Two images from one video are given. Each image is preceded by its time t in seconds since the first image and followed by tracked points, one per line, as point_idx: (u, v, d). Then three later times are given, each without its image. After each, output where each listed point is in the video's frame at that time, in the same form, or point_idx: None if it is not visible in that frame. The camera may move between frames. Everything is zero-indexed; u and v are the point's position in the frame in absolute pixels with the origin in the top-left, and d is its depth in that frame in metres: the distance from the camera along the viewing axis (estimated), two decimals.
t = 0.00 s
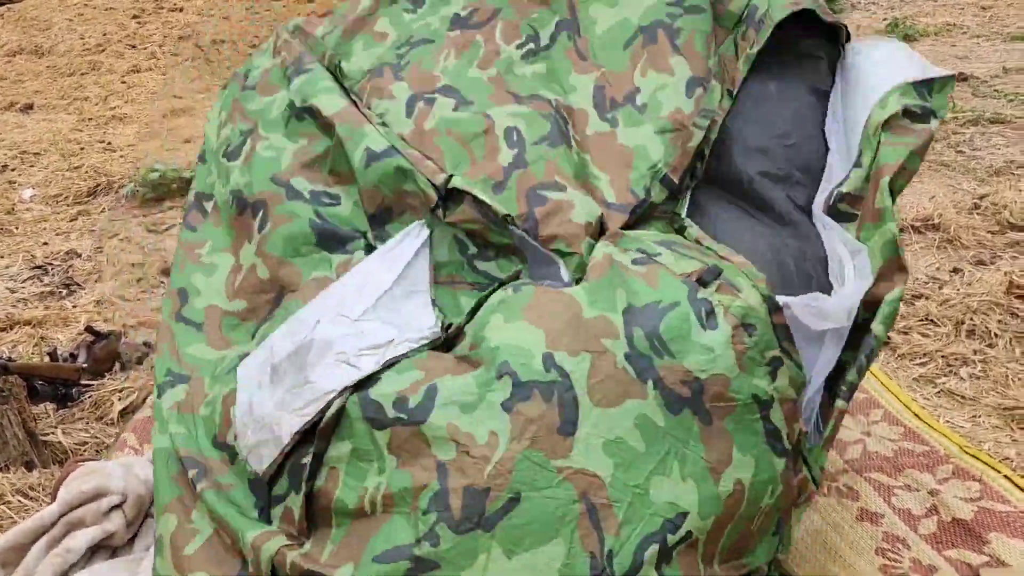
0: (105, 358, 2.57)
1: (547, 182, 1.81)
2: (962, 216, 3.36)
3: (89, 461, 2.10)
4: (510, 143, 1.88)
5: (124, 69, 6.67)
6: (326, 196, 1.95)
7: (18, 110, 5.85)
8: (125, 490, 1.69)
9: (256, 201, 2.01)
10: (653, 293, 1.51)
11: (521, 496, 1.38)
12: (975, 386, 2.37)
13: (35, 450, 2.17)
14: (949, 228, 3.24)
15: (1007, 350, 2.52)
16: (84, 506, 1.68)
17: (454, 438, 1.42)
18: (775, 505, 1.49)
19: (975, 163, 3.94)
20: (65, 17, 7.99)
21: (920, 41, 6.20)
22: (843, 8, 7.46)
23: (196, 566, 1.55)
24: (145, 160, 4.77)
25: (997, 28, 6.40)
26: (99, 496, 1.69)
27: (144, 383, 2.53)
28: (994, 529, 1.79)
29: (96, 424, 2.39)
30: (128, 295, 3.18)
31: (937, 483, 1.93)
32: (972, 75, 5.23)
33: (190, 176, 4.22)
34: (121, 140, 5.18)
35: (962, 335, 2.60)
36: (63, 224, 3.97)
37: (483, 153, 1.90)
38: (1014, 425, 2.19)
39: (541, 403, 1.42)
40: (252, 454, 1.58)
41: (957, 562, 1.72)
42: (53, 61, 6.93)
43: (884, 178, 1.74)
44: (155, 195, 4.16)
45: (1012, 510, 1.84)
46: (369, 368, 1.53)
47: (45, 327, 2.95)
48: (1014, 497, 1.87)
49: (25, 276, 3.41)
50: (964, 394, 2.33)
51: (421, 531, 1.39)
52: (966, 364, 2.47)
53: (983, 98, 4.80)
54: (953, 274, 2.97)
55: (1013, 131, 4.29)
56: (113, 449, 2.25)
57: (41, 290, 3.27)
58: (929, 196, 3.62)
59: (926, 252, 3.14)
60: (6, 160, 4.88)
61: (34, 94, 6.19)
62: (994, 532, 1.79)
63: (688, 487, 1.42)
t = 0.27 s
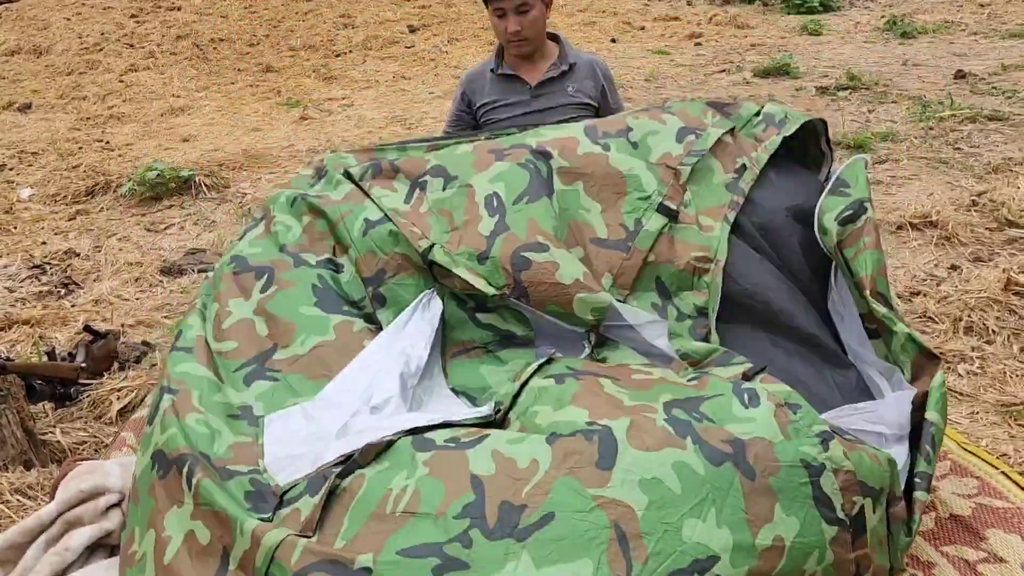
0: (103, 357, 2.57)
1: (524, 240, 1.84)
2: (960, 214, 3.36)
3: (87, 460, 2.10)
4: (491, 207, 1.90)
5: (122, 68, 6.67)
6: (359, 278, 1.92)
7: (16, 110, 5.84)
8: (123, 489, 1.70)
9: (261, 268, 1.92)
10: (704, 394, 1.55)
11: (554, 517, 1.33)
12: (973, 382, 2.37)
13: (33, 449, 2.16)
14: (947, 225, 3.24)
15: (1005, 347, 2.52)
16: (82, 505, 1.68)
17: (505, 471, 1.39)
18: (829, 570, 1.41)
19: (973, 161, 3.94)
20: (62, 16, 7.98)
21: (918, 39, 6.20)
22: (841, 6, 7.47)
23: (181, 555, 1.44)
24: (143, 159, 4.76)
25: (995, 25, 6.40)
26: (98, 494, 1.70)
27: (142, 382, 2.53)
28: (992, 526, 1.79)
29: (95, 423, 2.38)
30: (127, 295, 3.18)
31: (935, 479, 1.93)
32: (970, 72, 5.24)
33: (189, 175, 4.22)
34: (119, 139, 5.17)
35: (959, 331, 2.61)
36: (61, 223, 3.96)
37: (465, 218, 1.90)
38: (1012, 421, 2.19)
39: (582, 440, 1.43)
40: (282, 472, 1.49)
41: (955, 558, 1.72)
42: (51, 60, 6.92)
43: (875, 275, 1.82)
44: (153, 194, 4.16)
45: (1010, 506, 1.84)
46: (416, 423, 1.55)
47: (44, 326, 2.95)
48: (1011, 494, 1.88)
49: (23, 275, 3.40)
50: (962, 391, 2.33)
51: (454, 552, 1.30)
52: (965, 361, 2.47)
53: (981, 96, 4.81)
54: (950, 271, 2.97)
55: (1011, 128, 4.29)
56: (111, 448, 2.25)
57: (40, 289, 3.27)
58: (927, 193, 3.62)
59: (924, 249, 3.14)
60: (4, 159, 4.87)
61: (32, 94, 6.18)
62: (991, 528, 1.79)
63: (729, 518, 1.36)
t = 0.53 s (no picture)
0: (102, 357, 2.57)
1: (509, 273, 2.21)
2: (959, 211, 3.37)
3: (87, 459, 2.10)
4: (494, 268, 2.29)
5: (121, 68, 6.66)
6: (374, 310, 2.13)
7: (15, 110, 5.83)
8: (123, 488, 1.71)
9: (309, 290, 2.23)
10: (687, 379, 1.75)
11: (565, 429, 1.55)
12: (972, 379, 2.37)
13: (32, 449, 2.16)
14: (946, 223, 3.24)
15: (1004, 344, 2.53)
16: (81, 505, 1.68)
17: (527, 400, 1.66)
18: (819, 472, 1.54)
19: (972, 158, 3.94)
20: (60, 16, 7.97)
21: (917, 36, 6.20)
22: (840, 3, 7.46)
23: (230, 454, 1.70)
24: (142, 159, 4.76)
25: (994, 22, 6.40)
26: (97, 494, 1.69)
27: (141, 382, 2.54)
28: (990, 523, 1.79)
29: (94, 423, 2.38)
30: (126, 295, 3.18)
31: (934, 477, 1.93)
32: (969, 70, 5.24)
33: (188, 175, 4.23)
34: (117, 139, 5.17)
35: (958, 329, 2.61)
36: (60, 224, 3.96)
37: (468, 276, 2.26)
38: (1011, 418, 2.19)
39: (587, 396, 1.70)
40: (348, 380, 1.80)
41: (953, 555, 1.72)
42: (49, 60, 6.91)
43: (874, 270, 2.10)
44: (152, 193, 4.16)
45: (1008, 503, 1.84)
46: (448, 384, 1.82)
47: (42, 326, 2.95)
48: (1010, 491, 1.87)
49: (22, 275, 3.40)
50: (961, 388, 2.33)
51: (477, 442, 1.56)
52: (963, 358, 2.47)
53: (980, 93, 4.80)
54: (949, 268, 2.98)
55: (1010, 125, 4.29)
56: (111, 447, 2.25)
57: (38, 289, 3.26)
58: (926, 190, 3.63)
59: (922, 247, 3.15)
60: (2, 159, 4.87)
61: (30, 94, 6.17)
62: (989, 525, 1.79)
63: (722, 443, 1.56)
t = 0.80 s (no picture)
0: (100, 356, 2.57)
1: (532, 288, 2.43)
2: (958, 209, 3.36)
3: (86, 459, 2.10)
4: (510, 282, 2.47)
5: (120, 67, 6.66)
6: (420, 312, 2.31)
7: (14, 109, 5.83)
8: (120, 489, 1.69)
9: (342, 276, 2.28)
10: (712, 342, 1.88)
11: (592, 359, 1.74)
12: (970, 377, 2.37)
13: (31, 449, 2.16)
14: (945, 220, 3.24)
15: (1003, 342, 2.52)
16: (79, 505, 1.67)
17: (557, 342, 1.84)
18: (796, 396, 1.74)
19: (971, 155, 3.94)
20: (60, 15, 7.97)
21: (917, 33, 6.19)
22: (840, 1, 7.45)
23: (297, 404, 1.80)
24: (141, 158, 4.76)
25: (995, 19, 6.39)
26: (95, 494, 1.69)
27: (140, 381, 2.54)
28: (987, 521, 1.79)
29: (92, 422, 2.38)
30: (125, 294, 3.18)
31: (932, 475, 1.93)
32: (969, 67, 5.23)
33: (187, 174, 4.23)
34: (117, 138, 5.17)
35: (957, 326, 2.60)
36: (59, 222, 3.96)
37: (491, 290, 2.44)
38: (1009, 416, 2.19)
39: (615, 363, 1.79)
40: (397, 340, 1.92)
41: (950, 553, 1.71)
42: (49, 59, 6.91)
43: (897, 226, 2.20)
44: (152, 192, 4.16)
45: (1006, 501, 1.83)
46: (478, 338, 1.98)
47: (42, 325, 2.95)
48: (1008, 489, 1.87)
49: (22, 274, 3.40)
50: (959, 386, 2.33)
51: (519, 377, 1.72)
52: (962, 356, 2.47)
53: (980, 90, 4.80)
54: (948, 266, 2.97)
55: (1010, 122, 4.28)
56: (110, 446, 2.25)
57: (38, 288, 3.26)
58: (925, 188, 3.63)
59: (922, 244, 3.14)
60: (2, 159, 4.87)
61: (30, 93, 6.17)
62: (987, 523, 1.78)
63: (718, 353, 1.74)
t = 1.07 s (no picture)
0: (101, 354, 2.58)
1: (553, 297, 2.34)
2: (958, 206, 3.36)
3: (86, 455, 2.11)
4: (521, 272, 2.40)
5: (121, 64, 6.66)
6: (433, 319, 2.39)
7: (15, 106, 5.83)
8: (120, 485, 1.69)
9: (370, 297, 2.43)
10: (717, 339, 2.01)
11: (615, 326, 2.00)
12: (969, 374, 2.37)
13: (31, 446, 2.17)
14: (945, 218, 3.24)
15: (1002, 339, 2.52)
16: (78, 500, 1.67)
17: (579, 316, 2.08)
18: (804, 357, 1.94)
19: (971, 153, 3.94)
20: (61, 13, 7.98)
21: (918, 30, 6.18)
22: None
23: (354, 389, 1.98)
24: (142, 155, 4.77)
25: (996, 16, 6.38)
26: (94, 489, 1.69)
27: (140, 378, 2.55)
28: (985, 518, 1.79)
29: (93, 419, 2.39)
30: (125, 291, 3.19)
31: (930, 473, 1.94)
32: (969, 64, 5.22)
33: (187, 171, 4.24)
34: (118, 136, 5.18)
35: (956, 324, 2.61)
36: (59, 220, 3.97)
37: (505, 283, 2.40)
38: (1008, 413, 2.19)
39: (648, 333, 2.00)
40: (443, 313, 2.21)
41: (948, 550, 1.71)
42: (50, 57, 6.91)
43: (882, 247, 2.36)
44: (152, 190, 4.16)
45: (1004, 498, 1.83)
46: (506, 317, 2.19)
47: (42, 323, 2.96)
48: (1006, 486, 1.87)
49: (22, 272, 3.41)
50: (958, 383, 2.33)
51: (553, 342, 1.96)
52: (961, 353, 2.47)
53: (980, 87, 4.79)
54: (948, 263, 2.97)
55: (1011, 119, 4.28)
56: (110, 443, 2.26)
57: (38, 286, 3.27)
58: (925, 185, 3.62)
59: (921, 242, 3.14)
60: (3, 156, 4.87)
61: (31, 90, 6.17)
62: (985, 520, 1.78)
63: (731, 323, 2.02)
